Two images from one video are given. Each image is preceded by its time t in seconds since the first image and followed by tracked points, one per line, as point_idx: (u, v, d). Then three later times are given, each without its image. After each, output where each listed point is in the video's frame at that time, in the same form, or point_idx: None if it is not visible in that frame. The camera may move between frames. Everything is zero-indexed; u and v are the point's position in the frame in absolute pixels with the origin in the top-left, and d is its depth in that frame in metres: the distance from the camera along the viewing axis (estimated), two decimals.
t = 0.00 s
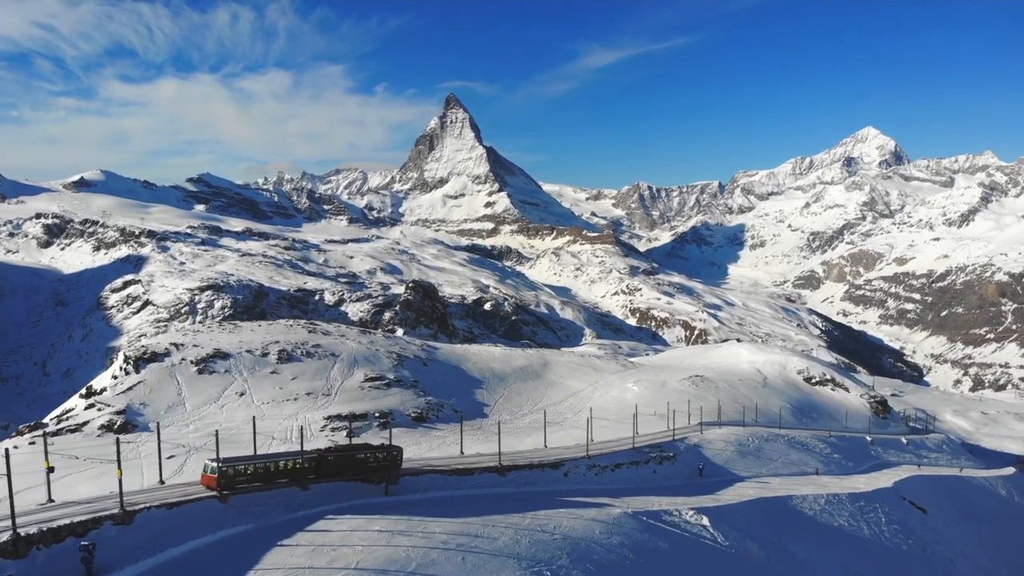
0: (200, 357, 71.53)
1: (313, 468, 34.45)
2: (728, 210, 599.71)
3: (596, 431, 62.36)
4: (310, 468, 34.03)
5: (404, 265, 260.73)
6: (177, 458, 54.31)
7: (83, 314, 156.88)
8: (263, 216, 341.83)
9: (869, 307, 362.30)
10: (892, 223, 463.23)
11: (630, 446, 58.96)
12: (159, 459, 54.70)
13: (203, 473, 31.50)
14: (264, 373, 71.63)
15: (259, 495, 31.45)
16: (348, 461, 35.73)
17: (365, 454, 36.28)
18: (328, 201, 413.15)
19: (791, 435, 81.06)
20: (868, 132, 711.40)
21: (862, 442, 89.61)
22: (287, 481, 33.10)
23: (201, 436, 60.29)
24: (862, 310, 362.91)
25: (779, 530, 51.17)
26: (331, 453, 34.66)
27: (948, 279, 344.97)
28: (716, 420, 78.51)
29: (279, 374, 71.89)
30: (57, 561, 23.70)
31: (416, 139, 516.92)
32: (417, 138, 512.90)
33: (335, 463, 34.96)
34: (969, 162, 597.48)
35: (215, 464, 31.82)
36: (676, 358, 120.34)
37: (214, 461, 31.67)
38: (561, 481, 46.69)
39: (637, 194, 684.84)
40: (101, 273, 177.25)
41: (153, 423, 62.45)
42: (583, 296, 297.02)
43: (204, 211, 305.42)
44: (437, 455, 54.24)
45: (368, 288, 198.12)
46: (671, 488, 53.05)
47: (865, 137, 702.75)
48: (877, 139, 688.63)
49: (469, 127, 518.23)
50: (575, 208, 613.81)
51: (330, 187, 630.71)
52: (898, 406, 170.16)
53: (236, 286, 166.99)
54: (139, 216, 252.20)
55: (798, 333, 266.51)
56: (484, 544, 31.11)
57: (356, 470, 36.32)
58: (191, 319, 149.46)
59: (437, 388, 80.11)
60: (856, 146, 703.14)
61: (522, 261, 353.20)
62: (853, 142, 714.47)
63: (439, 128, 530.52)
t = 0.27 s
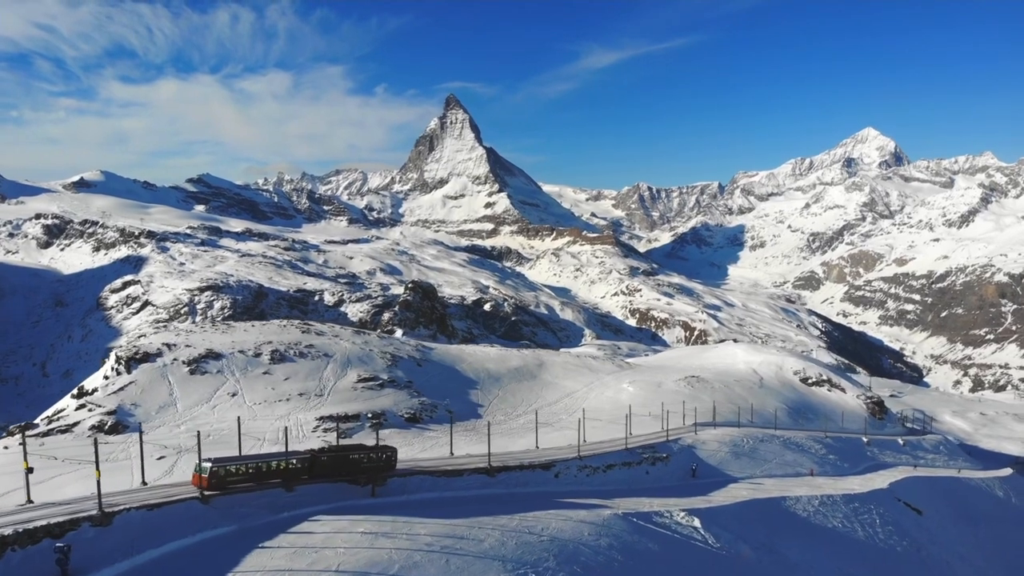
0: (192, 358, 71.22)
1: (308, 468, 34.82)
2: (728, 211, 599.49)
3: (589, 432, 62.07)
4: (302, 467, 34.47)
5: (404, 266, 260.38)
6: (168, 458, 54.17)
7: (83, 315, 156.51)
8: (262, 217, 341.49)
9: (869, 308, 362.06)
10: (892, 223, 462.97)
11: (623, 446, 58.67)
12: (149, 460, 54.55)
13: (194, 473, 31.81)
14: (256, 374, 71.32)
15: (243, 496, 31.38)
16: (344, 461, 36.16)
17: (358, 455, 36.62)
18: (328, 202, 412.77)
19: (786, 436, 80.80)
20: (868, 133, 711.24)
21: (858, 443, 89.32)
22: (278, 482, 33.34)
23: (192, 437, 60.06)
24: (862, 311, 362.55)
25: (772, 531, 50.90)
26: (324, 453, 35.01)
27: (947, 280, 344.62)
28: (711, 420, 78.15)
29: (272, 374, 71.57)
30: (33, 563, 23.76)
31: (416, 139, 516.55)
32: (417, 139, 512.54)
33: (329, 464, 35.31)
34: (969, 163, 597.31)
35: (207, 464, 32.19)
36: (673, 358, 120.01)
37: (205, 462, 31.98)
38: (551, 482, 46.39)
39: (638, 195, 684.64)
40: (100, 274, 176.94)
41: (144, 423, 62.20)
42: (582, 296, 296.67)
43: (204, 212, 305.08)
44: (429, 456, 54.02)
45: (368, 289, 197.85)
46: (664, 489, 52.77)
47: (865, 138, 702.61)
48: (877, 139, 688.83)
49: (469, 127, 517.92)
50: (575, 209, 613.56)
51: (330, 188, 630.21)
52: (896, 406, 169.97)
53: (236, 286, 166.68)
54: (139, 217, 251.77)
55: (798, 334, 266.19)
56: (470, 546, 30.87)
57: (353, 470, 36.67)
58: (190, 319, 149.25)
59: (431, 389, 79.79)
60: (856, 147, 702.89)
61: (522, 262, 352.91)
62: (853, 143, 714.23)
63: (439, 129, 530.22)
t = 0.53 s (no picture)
0: (184, 358, 70.97)
1: (301, 469, 35.18)
2: (728, 212, 599.37)
3: (581, 434, 61.84)
4: (295, 468, 34.86)
5: (403, 267, 260.07)
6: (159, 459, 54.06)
7: (82, 315, 156.21)
8: (262, 218, 341.33)
9: (868, 309, 361.84)
10: (892, 224, 462.94)
11: (615, 448, 58.42)
12: (139, 460, 54.40)
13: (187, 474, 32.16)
14: (249, 374, 71.02)
15: (226, 497, 31.32)
16: (337, 462, 36.52)
17: (352, 456, 37.03)
18: (328, 202, 412.55)
19: (781, 437, 80.53)
20: (868, 134, 711.11)
21: (855, 444, 89.06)
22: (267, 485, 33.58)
23: (183, 437, 59.81)
24: (861, 312, 362.27)
25: (764, 533, 50.65)
26: (317, 454, 35.41)
27: (947, 281, 344.39)
28: (705, 422, 77.87)
29: (264, 375, 71.28)
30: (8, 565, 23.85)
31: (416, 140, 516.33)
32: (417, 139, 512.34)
33: (322, 465, 35.69)
34: (968, 164, 597.17)
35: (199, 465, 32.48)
36: (670, 359, 119.70)
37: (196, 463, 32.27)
38: (542, 483, 46.15)
39: (638, 196, 684.47)
40: (99, 275, 176.73)
41: (135, 424, 61.94)
42: (582, 297, 296.43)
43: (204, 213, 304.76)
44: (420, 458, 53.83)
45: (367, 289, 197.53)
46: (656, 490, 52.51)
47: (864, 138, 702.44)
48: (877, 140, 688.96)
49: (469, 128, 517.65)
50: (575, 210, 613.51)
51: (330, 188, 629.84)
52: (894, 407, 169.85)
53: (235, 287, 166.48)
54: (139, 218, 251.50)
55: (798, 335, 265.99)
56: (455, 549, 30.61)
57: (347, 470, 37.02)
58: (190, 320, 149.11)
59: (425, 390, 79.53)
60: (856, 147, 702.65)
61: (522, 262, 352.65)
62: (853, 144, 714.08)
63: (439, 129, 530.00)
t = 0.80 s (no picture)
0: (177, 359, 70.73)
1: (294, 470, 35.37)
2: (728, 213, 599.02)
3: (575, 435, 61.61)
4: (289, 469, 35.01)
5: (403, 267, 259.76)
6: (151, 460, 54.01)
7: (81, 316, 156.02)
8: (262, 219, 341.34)
9: (868, 310, 361.54)
10: (892, 225, 463.01)
11: (608, 449, 58.16)
12: (130, 461, 54.28)
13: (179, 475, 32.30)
14: (242, 375, 70.76)
15: (209, 500, 31.21)
16: (331, 463, 36.71)
17: (346, 457, 37.17)
18: (328, 203, 412.39)
19: (777, 438, 80.32)
20: (868, 135, 711.35)
21: (851, 445, 88.81)
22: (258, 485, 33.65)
23: (174, 438, 59.59)
24: (861, 313, 362.13)
25: (758, 535, 50.42)
26: (311, 456, 35.56)
27: (947, 282, 344.26)
28: (701, 423, 77.61)
29: (257, 376, 71.02)
30: None
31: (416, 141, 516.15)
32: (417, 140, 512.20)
33: (316, 467, 35.86)
34: (968, 164, 597.17)
35: (191, 466, 32.59)
36: (666, 360, 119.43)
37: (189, 463, 32.46)
38: (534, 485, 45.92)
39: (638, 196, 684.38)
40: (99, 275, 176.57)
41: (127, 425, 61.78)
42: (582, 298, 296.23)
43: (204, 213, 304.47)
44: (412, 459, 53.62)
45: (367, 290, 197.25)
46: (649, 492, 52.25)
47: (864, 139, 702.82)
48: (877, 141, 688.94)
49: (469, 129, 517.53)
50: (575, 211, 613.40)
51: (331, 189, 629.54)
52: (893, 408, 169.69)
53: (235, 288, 166.26)
54: (138, 219, 251.20)
55: (798, 336, 265.87)
56: (442, 551, 30.38)
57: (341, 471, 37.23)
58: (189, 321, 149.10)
59: (420, 390, 79.24)
60: (856, 148, 702.89)
61: (522, 263, 352.39)
62: (852, 144, 714.24)
63: (439, 130, 529.88)
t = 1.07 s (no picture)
0: (169, 360, 70.43)
1: (286, 471, 35.21)
2: (728, 213, 598.66)
3: (567, 436, 61.36)
4: (282, 471, 34.86)
5: (402, 268, 259.28)
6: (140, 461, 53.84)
7: (81, 317, 155.84)
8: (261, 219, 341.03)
9: (868, 311, 361.25)
10: (891, 226, 462.62)
11: (600, 450, 57.90)
12: (120, 462, 54.16)
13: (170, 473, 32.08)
14: (233, 376, 70.45)
15: (190, 502, 31.11)
16: (323, 464, 36.56)
17: (340, 459, 36.97)
18: (327, 203, 411.94)
19: (772, 440, 80.03)
20: (867, 136, 711.50)
21: (847, 447, 88.44)
22: (247, 486, 33.55)
23: (165, 439, 59.28)
24: (861, 313, 361.79)
25: (750, 537, 50.16)
26: (305, 458, 35.36)
27: (947, 282, 344.02)
28: (695, 424, 77.32)
29: (249, 377, 70.70)
30: None
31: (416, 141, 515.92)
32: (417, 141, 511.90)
33: (309, 468, 35.70)
34: (968, 165, 597.15)
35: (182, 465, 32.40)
36: (663, 360, 119.04)
37: (181, 463, 32.32)
38: (523, 486, 45.61)
39: (638, 197, 684.14)
40: (99, 276, 176.33)
41: (117, 426, 61.50)
42: (581, 299, 295.89)
43: (203, 214, 304.15)
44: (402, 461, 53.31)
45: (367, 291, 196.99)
46: (640, 494, 52.02)
47: (864, 140, 702.99)
48: (876, 142, 689.01)
49: (468, 130, 517.28)
50: (574, 211, 613.05)
51: (331, 189, 628.95)
52: (892, 409, 169.44)
53: (234, 289, 165.88)
54: (138, 219, 250.90)
55: (798, 337, 265.55)
56: (426, 554, 30.14)
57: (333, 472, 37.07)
58: (189, 321, 148.95)
59: (413, 391, 78.93)
60: (856, 149, 702.91)
61: (521, 264, 351.97)
62: (852, 145, 714.38)
63: (439, 131, 529.57)
